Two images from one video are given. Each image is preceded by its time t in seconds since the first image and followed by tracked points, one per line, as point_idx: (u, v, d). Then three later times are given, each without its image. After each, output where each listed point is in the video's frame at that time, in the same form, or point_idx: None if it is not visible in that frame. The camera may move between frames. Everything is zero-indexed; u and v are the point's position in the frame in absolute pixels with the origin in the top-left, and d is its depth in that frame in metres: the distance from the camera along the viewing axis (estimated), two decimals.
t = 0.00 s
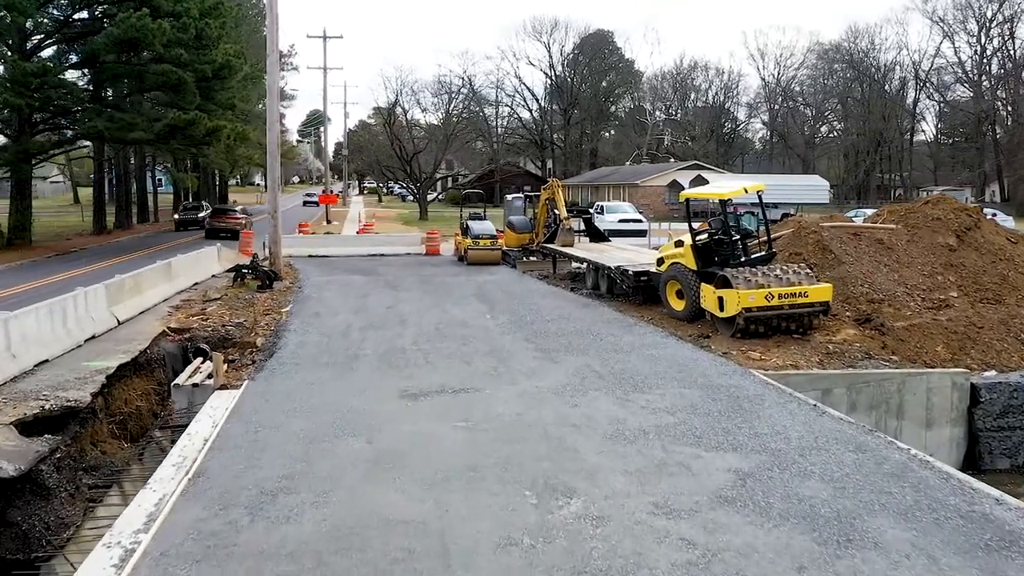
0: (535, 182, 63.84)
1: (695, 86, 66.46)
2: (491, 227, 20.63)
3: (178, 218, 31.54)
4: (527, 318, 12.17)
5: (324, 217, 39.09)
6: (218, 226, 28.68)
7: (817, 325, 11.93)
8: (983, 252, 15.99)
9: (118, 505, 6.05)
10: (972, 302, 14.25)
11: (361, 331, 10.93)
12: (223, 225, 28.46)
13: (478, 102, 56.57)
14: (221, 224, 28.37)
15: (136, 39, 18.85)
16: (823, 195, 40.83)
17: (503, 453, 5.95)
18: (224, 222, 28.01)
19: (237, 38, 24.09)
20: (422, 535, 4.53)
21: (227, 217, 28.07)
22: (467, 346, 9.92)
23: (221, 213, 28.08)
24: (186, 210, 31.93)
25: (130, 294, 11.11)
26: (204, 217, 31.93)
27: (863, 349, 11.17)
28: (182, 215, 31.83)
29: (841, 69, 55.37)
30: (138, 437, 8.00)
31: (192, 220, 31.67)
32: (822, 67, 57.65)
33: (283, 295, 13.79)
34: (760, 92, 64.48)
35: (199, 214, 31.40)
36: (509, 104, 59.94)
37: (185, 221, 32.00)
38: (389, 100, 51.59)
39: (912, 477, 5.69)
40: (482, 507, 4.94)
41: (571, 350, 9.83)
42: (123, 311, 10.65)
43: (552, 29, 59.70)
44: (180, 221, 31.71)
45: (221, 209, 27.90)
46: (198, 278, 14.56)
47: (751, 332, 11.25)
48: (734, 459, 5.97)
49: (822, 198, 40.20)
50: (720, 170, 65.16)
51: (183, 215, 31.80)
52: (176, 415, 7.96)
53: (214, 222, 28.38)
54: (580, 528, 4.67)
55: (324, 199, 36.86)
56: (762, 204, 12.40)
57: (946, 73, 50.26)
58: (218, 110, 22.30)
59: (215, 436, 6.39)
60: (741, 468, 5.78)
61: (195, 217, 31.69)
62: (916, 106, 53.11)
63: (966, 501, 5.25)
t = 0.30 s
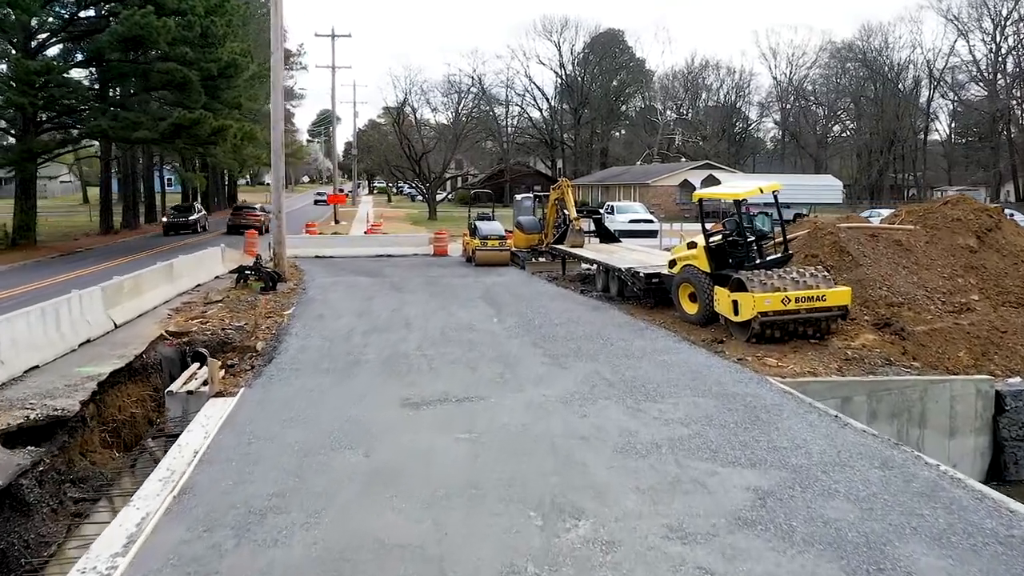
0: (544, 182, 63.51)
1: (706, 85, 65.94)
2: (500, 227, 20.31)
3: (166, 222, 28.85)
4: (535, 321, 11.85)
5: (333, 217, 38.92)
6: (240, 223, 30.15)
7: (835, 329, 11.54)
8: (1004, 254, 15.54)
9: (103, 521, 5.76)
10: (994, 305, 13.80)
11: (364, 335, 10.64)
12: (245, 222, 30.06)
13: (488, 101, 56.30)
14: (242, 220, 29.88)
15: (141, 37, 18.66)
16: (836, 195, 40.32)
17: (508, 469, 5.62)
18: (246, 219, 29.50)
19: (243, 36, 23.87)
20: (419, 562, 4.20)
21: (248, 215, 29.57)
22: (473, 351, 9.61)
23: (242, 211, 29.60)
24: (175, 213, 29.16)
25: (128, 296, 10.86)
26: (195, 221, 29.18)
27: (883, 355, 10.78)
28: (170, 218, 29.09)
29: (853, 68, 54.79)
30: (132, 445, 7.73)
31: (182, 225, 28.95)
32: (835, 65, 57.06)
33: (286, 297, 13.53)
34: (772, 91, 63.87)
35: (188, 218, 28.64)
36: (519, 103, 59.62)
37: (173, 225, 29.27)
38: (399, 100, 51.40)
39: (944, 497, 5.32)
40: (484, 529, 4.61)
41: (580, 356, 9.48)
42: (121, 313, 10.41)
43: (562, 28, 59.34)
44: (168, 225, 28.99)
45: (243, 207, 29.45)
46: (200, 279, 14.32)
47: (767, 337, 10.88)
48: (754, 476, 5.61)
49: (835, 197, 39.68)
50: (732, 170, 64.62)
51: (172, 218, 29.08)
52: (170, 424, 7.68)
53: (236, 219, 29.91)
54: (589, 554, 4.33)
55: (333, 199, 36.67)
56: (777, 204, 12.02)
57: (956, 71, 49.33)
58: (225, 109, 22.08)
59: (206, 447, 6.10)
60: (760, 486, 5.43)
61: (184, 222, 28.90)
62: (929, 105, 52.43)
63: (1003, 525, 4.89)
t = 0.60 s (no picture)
0: (552, 182, 63.13)
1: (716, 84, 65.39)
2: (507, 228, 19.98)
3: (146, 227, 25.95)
4: (542, 325, 11.49)
5: (340, 217, 38.67)
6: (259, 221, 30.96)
7: (852, 334, 11.15)
8: None
9: (82, 540, 5.44)
10: (1017, 308, 13.34)
11: (365, 339, 10.33)
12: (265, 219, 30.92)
13: (497, 100, 55.97)
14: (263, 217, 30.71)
15: (144, 34, 18.42)
16: (847, 195, 39.80)
17: (512, 487, 5.27)
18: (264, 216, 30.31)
19: (248, 34, 23.61)
20: None
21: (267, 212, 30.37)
22: (477, 357, 9.27)
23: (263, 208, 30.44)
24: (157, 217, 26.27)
25: (125, 298, 10.60)
26: (179, 226, 26.27)
27: (902, 361, 10.36)
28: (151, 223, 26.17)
29: (865, 67, 54.21)
30: (122, 455, 7.42)
31: (165, 231, 26.04)
32: (846, 64, 56.41)
33: (287, 300, 13.23)
34: (782, 91, 63.23)
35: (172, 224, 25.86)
36: (528, 102, 59.20)
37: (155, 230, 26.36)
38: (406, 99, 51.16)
39: (979, 520, 4.94)
40: (484, 556, 4.26)
41: (588, 362, 9.13)
42: (116, 317, 10.12)
43: (571, 27, 58.87)
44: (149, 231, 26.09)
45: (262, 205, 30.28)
46: (201, 281, 14.03)
47: (783, 342, 10.50)
48: (774, 496, 5.25)
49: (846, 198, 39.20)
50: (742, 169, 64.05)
51: (153, 222, 26.18)
52: (161, 433, 7.40)
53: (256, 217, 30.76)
54: None
55: (340, 199, 36.40)
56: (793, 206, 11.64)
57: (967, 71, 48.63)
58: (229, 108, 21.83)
59: (194, 460, 5.77)
60: (782, 508, 5.07)
61: (167, 227, 26.04)
62: (942, 104, 51.79)
63: None
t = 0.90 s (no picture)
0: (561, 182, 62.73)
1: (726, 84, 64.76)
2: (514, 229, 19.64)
3: (118, 232, 22.74)
4: (549, 330, 11.13)
5: (346, 217, 38.37)
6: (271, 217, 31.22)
7: (870, 340, 10.75)
8: None
9: (58, 561, 5.13)
10: None
11: (366, 344, 10.01)
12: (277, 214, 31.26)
13: (504, 100, 55.57)
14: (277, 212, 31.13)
15: (146, 31, 18.18)
16: (859, 194, 39.25)
17: (514, 507, 4.93)
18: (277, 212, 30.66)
19: (252, 33, 23.37)
20: None
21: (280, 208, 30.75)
22: (481, 364, 8.93)
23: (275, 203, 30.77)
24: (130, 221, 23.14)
25: (120, 301, 10.31)
26: (157, 231, 23.09)
27: (924, 368, 9.94)
28: (124, 227, 22.96)
29: (876, 65, 53.52)
30: (109, 465, 7.12)
31: (139, 237, 22.91)
32: (857, 63, 55.78)
33: (289, 302, 12.93)
34: (792, 90, 62.50)
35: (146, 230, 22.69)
36: (536, 102, 58.78)
37: (128, 235, 23.15)
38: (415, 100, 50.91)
39: (1021, 548, 4.56)
40: None
41: (596, 369, 8.78)
42: (109, 320, 9.83)
43: (580, 27, 58.43)
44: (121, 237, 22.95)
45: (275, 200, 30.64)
46: (200, 284, 13.73)
47: (799, 348, 10.11)
48: (798, 519, 4.89)
49: (858, 197, 38.70)
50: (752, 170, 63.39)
51: (125, 227, 22.98)
52: (150, 444, 7.08)
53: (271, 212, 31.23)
54: None
55: (346, 199, 36.13)
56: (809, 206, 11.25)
57: (979, 70, 48.04)
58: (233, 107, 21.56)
59: (179, 476, 5.45)
60: (805, 532, 4.70)
61: (141, 233, 22.87)
62: (955, 103, 51.08)
63: None
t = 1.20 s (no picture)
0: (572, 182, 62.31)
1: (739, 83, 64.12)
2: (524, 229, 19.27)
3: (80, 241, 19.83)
4: (559, 335, 10.76)
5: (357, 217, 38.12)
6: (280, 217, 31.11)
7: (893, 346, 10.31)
8: None
9: None
10: None
11: (370, 349, 9.69)
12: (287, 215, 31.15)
13: (515, 99, 55.22)
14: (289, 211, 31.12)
15: (151, 30, 17.94)
16: (875, 194, 38.66)
17: (518, 533, 4.58)
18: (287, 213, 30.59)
19: (259, 31, 23.13)
20: None
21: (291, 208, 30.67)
22: (487, 372, 8.58)
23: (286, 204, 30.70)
24: (94, 228, 20.11)
25: (117, 305, 10.04)
26: (125, 240, 20.03)
27: (951, 377, 9.48)
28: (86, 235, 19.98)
29: (889, 64, 52.77)
30: (96, 478, 6.81)
31: (103, 247, 19.87)
32: (872, 62, 54.96)
33: (293, 305, 12.63)
34: (806, 89, 61.49)
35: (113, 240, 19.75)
36: (547, 101, 58.37)
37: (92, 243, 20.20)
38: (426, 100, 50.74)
39: None
40: None
41: (607, 378, 8.40)
42: (105, 325, 9.54)
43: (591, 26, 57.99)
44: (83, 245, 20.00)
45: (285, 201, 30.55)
46: (203, 286, 13.44)
47: (818, 355, 9.70)
48: (824, 546, 4.52)
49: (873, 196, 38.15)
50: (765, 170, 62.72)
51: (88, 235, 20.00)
52: (140, 456, 6.78)
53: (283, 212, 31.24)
54: None
55: (356, 199, 35.88)
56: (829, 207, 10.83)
57: (995, 69, 47.20)
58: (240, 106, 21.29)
59: (163, 496, 5.12)
60: (833, 562, 4.32)
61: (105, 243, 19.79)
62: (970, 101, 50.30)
63: None
